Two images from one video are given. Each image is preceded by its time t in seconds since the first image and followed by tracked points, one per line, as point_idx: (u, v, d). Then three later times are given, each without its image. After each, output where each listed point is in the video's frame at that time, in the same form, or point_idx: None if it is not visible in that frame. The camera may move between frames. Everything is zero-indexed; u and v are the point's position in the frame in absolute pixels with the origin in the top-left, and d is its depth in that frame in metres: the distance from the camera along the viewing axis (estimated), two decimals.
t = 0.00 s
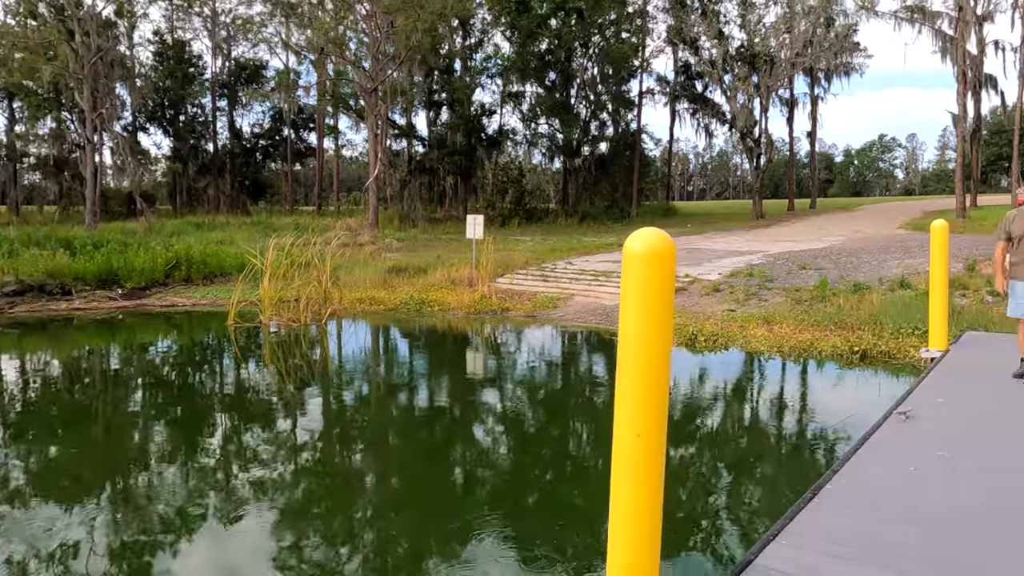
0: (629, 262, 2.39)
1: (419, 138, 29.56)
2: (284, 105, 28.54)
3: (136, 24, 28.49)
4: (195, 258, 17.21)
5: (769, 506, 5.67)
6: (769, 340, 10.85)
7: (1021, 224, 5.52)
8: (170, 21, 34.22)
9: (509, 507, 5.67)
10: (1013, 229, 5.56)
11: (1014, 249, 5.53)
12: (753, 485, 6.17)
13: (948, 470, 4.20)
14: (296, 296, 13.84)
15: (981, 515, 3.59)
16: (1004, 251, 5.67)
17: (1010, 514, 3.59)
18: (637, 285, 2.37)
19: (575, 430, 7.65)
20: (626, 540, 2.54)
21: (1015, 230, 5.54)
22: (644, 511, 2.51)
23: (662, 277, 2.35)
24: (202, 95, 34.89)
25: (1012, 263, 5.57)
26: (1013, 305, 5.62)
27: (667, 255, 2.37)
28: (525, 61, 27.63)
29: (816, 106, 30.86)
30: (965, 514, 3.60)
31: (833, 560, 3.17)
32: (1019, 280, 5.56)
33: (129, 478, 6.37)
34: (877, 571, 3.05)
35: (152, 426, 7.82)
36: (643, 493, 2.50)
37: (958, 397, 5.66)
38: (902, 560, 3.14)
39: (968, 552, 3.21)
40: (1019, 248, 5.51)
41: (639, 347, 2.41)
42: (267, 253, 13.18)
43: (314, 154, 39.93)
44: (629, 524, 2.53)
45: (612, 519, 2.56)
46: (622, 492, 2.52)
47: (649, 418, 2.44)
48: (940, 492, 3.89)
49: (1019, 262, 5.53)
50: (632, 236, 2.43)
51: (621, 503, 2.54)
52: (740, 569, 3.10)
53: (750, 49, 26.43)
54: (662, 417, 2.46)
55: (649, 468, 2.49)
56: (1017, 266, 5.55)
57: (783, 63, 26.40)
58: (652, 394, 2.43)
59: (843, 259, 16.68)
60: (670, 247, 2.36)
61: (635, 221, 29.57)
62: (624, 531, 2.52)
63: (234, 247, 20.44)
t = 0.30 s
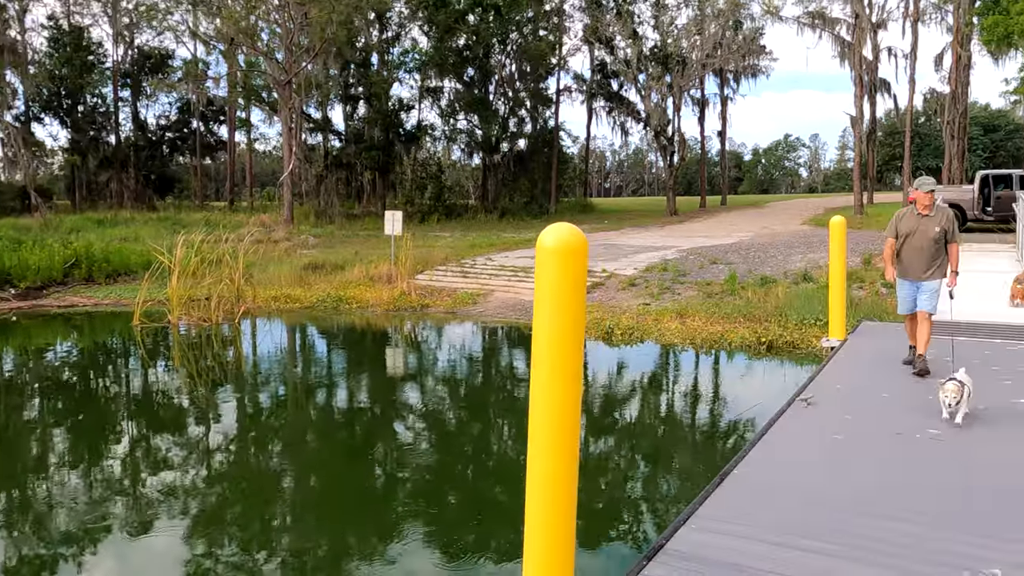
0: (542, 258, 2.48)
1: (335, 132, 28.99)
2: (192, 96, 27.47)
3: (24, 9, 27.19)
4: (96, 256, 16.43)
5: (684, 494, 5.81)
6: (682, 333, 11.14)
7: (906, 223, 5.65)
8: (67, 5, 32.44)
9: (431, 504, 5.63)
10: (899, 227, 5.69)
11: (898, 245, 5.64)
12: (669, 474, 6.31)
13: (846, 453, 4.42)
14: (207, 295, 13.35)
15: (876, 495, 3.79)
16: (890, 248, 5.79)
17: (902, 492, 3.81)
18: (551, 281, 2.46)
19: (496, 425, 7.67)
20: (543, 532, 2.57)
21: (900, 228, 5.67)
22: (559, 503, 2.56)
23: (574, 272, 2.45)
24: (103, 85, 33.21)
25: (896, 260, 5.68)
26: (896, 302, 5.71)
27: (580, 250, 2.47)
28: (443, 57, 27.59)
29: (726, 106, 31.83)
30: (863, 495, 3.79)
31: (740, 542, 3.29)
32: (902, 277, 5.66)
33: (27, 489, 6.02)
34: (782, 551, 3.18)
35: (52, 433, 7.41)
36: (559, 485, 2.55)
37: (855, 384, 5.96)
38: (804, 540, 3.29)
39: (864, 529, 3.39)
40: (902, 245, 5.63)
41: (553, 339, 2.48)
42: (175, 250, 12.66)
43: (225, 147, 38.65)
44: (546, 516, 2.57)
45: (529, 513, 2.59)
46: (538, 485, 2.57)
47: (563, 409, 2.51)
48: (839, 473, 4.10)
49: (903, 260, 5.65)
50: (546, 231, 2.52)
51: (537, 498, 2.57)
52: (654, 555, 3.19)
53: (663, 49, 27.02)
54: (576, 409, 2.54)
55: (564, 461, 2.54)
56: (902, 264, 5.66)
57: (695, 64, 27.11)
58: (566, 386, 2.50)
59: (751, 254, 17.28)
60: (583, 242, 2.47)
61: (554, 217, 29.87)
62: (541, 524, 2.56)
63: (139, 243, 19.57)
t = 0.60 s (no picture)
0: (471, 253, 2.46)
1: (262, 126, 28.26)
2: (109, 87, 26.33)
3: None
4: (5, 253, 15.62)
5: (617, 485, 5.90)
6: (613, 327, 11.29)
7: (826, 216, 5.77)
8: None
9: (365, 503, 5.56)
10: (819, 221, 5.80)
11: (818, 239, 5.77)
12: (601, 466, 6.38)
13: (770, 440, 4.56)
14: (126, 293, 12.85)
15: (800, 478, 3.93)
16: (811, 241, 5.91)
17: (822, 475, 3.96)
18: (481, 278, 2.45)
19: (430, 422, 7.62)
20: (475, 530, 2.56)
21: (820, 222, 5.79)
22: (492, 502, 2.55)
23: (505, 268, 2.44)
24: (10, 73, 31.50)
25: (817, 254, 5.80)
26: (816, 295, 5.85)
27: (510, 245, 2.46)
28: (373, 50, 27.10)
29: (655, 104, 32.36)
30: (787, 479, 3.92)
31: (669, 529, 3.35)
32: (821, 271, 5.80)
33: None
34: (710, 536, 3.26)
35: None
36: (491, 483, 2.54)
37: (777, 373, 6.17)
38: (730, 524, 3.39)
39: (789, 512, 3.51)
40: (822, 239, 5.76)
41: (485, 338, 2.47)
42: (91, 247, 12.14)
43: (145, 140, 37.24)
44: (479, 515, 2.56)
45: (461, 513, 2.57)
46: (470, 482, 2.55)
47: (495, 406, 2.50)
48: (763, 459, 4.23)
49: (823, 254, 5.77)
50: (477, 225, 2.50)
51: (470, 496, 2.56)
52: (586, 544, 3.22)
53: (593, 47, 27.29)
54: (507, 406, 2.53)
55: (496, 458, 2.53)
56: (822, 258, 5.79)
57: (624, 63, 27.48)
58: (497, 382, 2.49)
59: (680, 249, 17.65)
60: (512, 237, 2.46)
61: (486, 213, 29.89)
62: (474, 523, 2.54)
63: (52, 240, 18.66)
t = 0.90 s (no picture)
0: (413, 248, 2.44)
1: (196, 118, 27.50)
2: (31, 76, 25.22)
3: None
4: None
5: (561, 477, 5.94)
6: (556, 321, 11.36)
7: (757, 214, 5.81)
8: None
9: (306, 503, 5.47)
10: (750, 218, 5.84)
11: (751, 238, 5.81)
12: (546, 459, 6.42)
13: (709, 430, 4.65)
14: (52, 291, 12.35)
15: (740, 467, 4.02)
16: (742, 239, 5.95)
17: (760, 463, 4.07)
18: (423, 274, 2.43)
19: (373, 420, 7.54)
20: (417, 529, 2.54)
21: (752, 220, 5.82)
22: (435, 500, 2.53)
23: (446, 263, 2.44)
24: None
25: (750, 252, 5.85)
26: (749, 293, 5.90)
27: (451, 240, 2.45)
28: (312, 42, 26.62)
29: (595, 101, 32.64)
30: (727, 468, 4.01)
31: (611, 519, 3.39)
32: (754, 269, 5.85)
33: None
34: (654, 525, 3.31)
35: None
36: (433, 481, 2.52)
37: (714, 365, 6.30)
38: (670, 513, 3.44)
39: (730, 500, 3.58)
40: (755, 236, 5.81)
41: (427, 334, 2.45)
42: (14, 243, 11.62)
43: (71, 132, 35.83)
44: (422, 513, 2.53)
45: (405, 510, 2.55)
46: (413, 480, 2.52)
47: (438, 402, 2.49)
48: (703, 449, 4.31)
49: (755, 252, 5.83)
50: (418, 220, 2.48)
51: (413, 493, 2.54)
52: (530, 537, 3.22)
53: (535, 43, 27.35)
54: (450, 401, 2.53)
55: (439, 454, 2.52)
56: (754, 256, 5.85)
57: (565, 59, 27.62)
58: (440, 379, 2.48)
59: (621, 244, 17.87)
60: (454, 232, 2.46)
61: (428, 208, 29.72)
62: (418, 521, 2.52)
63: None
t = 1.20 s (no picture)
0: (362, 244, 2.41)
1: (134, 110, 26.69)
2: None
3: None
4: None
5: (512, 472, 5.95)
6: (506, 317, 11.37)
7: (695, 208, 5.60)
8: None
9: (254, 504, 5.37)
10: (688, 213, 5.63)
11: (690, 233, 5.59)
12: (497, 455, 6.42)
13: (657, 422, 4.71)
14: None
15: (688, 458, 4.08)
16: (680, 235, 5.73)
17: (708, 454, 4.14)
18: (373, 270, 2.41)
19: (322, 418, 7.44)
20: (369, 527, 2.51)
21: (690, 215, 5.61)
22: (386, 497, 2.50)
23: (397, 258, 2.41)
24: None
25: (689, 248, 5.63)
26: (689, 291, 5.67)
27: (401, 235, 2.43)
28: (255, 34, 26.08)
29: (544, 96, 32.72)
30: (676, 459, 4.07)
31: (562, 512, 3.41)
32: (694, 265, 5.63)
33: None
34: (604, 517, 3.34)
35: None
36: (385, 478, 2.49)
37: (662, 358, 6.39)
38: (620, 504, 3.48)
39: (678, 490, 3.64)
40: (694, 232, 5.59)
41: (377, 330, 2.42)
42: None
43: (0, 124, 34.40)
44: (373, 511, 2.50)
45: (355, 509, 2.51)
46: (364, 477, 2.49)
47: (388, 399, 2.46)
48: (651, 441, 4.36)
49: (694, 248, 5.61)
50: (367, 215, 2.45)
51: (364, 491, 2.50)
52: (482, 532, 3.21)
53: (483, 38, 27.26)
54: (401, 398, 2.50)
55: (390, 450, 2.49)
56: (693, 252, 5.63)
57: (513, 54, 27.63)
58: (390, 376, 2.46)
59: (570, 239, 17.97)
60: (404, 227, 2.44)
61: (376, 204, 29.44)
62: (369, 519, 2.49)
63: None
